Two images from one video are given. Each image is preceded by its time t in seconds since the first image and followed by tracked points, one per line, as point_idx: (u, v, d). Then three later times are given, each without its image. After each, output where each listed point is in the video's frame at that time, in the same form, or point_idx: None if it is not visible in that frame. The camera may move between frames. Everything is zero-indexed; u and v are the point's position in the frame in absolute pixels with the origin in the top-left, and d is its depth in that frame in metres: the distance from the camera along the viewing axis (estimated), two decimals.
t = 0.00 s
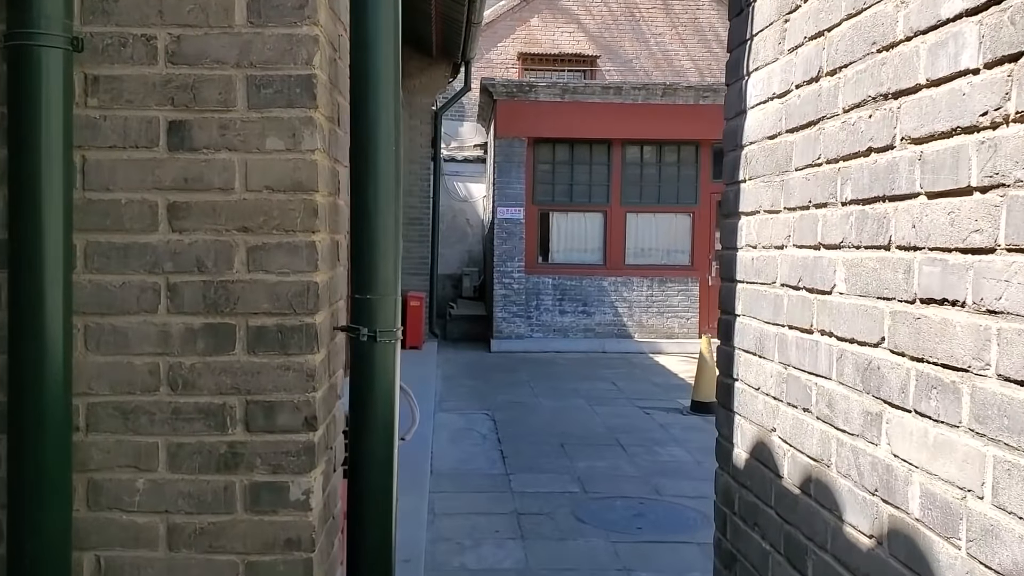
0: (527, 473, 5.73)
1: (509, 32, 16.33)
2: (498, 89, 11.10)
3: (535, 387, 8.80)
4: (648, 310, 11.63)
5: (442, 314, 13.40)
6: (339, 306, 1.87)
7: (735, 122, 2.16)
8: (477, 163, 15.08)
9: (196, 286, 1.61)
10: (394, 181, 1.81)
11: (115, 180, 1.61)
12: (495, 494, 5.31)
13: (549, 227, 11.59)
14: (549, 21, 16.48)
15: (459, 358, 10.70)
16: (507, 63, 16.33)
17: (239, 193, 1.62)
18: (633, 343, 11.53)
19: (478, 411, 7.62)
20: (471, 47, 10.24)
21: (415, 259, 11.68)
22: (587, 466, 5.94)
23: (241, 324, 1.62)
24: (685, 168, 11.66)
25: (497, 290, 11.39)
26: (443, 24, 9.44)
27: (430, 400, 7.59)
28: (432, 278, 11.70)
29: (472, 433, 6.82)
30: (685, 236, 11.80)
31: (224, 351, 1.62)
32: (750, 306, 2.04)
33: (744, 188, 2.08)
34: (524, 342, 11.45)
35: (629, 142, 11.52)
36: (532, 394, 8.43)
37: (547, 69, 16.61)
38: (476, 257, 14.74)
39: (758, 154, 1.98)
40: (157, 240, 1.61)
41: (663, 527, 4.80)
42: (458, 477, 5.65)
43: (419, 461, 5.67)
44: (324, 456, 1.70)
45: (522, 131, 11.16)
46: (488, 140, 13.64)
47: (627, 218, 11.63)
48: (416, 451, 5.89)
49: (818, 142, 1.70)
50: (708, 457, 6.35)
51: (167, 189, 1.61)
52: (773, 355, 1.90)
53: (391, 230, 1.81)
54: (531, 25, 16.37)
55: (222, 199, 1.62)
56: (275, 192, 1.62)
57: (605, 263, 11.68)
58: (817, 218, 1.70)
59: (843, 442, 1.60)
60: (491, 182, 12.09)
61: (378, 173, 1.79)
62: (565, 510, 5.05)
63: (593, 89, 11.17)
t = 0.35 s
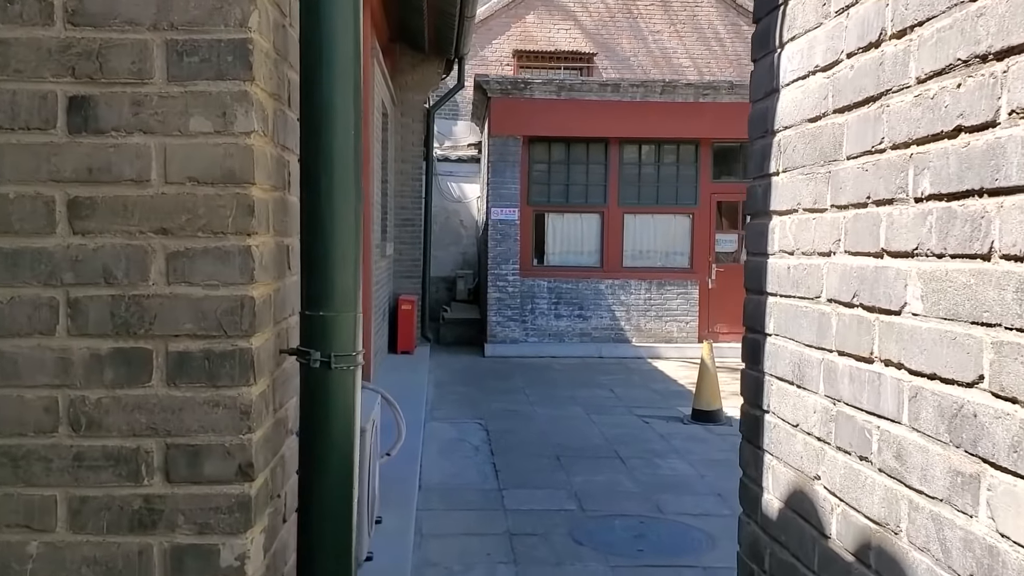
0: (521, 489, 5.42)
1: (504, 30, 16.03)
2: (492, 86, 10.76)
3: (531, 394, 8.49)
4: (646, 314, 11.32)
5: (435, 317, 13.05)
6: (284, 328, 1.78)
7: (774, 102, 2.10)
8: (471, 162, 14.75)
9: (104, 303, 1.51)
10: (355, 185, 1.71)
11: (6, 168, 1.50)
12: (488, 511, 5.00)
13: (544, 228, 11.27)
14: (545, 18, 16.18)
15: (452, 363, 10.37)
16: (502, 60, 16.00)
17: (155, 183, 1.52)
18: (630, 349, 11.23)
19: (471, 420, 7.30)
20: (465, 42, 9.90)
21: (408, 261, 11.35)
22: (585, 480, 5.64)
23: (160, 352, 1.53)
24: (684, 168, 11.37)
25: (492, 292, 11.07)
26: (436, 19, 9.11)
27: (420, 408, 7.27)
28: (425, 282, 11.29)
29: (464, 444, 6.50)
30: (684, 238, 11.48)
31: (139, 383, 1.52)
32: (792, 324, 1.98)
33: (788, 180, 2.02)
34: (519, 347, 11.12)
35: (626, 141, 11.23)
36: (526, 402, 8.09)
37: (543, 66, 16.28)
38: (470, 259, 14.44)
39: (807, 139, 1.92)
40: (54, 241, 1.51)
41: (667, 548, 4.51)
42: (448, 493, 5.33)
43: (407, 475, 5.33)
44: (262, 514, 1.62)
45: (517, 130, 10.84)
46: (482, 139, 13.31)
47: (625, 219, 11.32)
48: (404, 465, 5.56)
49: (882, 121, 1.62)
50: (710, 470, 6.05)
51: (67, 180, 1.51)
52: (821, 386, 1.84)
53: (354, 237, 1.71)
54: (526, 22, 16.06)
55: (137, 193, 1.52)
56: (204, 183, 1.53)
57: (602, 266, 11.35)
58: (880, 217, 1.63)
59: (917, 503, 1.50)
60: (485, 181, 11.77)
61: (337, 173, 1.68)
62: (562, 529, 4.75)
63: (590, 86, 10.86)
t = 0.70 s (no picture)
0: (518, 503, 5.10)
1: (498, 26, 15.74)
2: (486, 81, 10.43)
3: (526, 399, 8.17)
4: (644, 316, 11.02)
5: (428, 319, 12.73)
6: (223, 342, 1.63)
7: (839, 57, 1.99)
8: (465, 162, 14.44)
9: None
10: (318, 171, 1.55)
11: None
12: (483, 528, 4.68)
13: (540, 228, 10.97)
14: (540, 14, 15.87)
15: (445, 366, 10.05)
16: (497, 57, 15.68)
17: (48, 154, 1.38)
18: (628, 351, 10.93)
19: (464, 427, 6.99)
20: (458, 37, 9.58)
21: (399, 262, 11.03)
22: (585, 492, 5.34)
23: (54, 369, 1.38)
24: (683, 166, 11.07)
25: (486, 294, 10.74)
26: (428, 12, 8.77)
27: (411, 414, 6.95)
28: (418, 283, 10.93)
29: (457, 453, 6.18)
30: (683, 238, 11.17)
31: (27, 414, 1.37)
32: (872, 336, 1.84)
33: (865, 151, 1.89)
34: (513, 350, 10.80)
35: (625, 138, 10.94)
36: (521, 408, 7.77)
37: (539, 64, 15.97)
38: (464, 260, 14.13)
39: (893, 99, 1.77)
40: None
41: (675, 568, 4.20)
42: (440, 507, 5.01)
43: (397, 489, 5.01)
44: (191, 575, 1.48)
45: (512, 127, 10.52)
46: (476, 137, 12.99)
47: (623, 219, 11.01)
48: (393, 478, 5.24)
49: (1013, 69, 1.42)
50: (716, 481, 5.74)
51: None
52: (916, 417, 1.68)
53: (315, 229, 1.54)
54: (521, 18, 15.77)
55: (23, 164, 1.38)
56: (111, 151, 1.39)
57: (600, 266, 11.04)
58: (1011, 193, 1.43)
59: None
60: (479, 180, 11.47)
61: (298, 156, 1.51)
62: (562, 547, 4.44)
63: (587, 82, 10.55)
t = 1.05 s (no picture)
0: (504, 518, 4.80)
1: (485, 20, 15.45)
2: (472, 76, 10.12)
3: (513, 403, 7.88)
4: (634, 317, 10.75)
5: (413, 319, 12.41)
6: (98, 323, 1.61)
7: (912, 14, 1.84)
8: (451, 158, 14.13)
9: None
10: (221, 154, 1.60)
11: None
12: (468, 547, 4.39)
13: (528, 226, 10.68)
14: (527, 8, 15.61)
15: (429, 369, 9.74)
16: (483, 51, 15.38)
17: None
18: (618, 352, 10.65)
19: (448, 434, 6.69)
20: (443, 30, 9.28)
21: (383, 261, 10.72)
22: (575, 505, 5.05)
23: None
24: (674, 163, 10.79)
25: (472, 294, 10.44)
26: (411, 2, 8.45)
27: (392, 420, 6.63)
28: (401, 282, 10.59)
29: (440, 463, 5.88)
30: (674, 236, 10.90)
31: None
32: (962, 372, 1.64)
33: (951, 129, 1.70)
34: (500, 351, 10.50)
35: (614, 135, 10.66)
36: (507, 413, 7.47)
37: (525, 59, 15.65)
38: (450, 259, 13.83)
39: (992, 59, 1.59)
40: None
41: None
42: (421, 524, 4.71)
43: (379, 502, 4.71)
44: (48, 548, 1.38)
45: (500, 122, 10.22)
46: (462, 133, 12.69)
47: (613, 217, 10.74)
48: (371, 491, 4.94)
49: None
50: (712, 492, 5.45)
51: None
52: (1018, 485, 1.49)
53: (212, 214, 1.60)
54: (508, 12, 15.50)
55: None
56: None
57: (589, 266, 10.76)
58: None
59: None
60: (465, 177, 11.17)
61: (193, 138, 1.56)
62: (551, 568, 4.14)
63: (576, 76, 10.26)
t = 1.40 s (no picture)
0: (487, 536, 4.54)
1: (472, 17, 15.20)
2: (457, 71, 9.84)
3: (498, 409, 7.61)
4: (624, 319, 10.49)
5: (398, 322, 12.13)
6: None
7: None
8: (437, 157, 13.83)
9: None
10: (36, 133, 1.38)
11: None
12: (447, 568, 4.11)
13: (515, 226, 10.42)
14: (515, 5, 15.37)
15: (414, 373, 9.46)
16: (470, 48, 15.11)
17: None
18: (608, 355, 10.38)
19: (430, 442, 6.41)
20: (427, 25, 9.02)
21: (367, 262, 10.43)
22: (563, 521, 4.78)
23: None
24: (664, 162, 10.54)
25: (457, 296, 10.16)
26: None
27: (373, 429, 6.36)
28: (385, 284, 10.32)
29: (421, 474, 5.61)
30: (665, 236, 10.65)
31: None
32: None
33: None
34: (486, 354, 10.23)
35: (603, 132, 10.41)
36: (493, 420, 7.19)
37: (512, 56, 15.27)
38: (436, 260, 13.56)
39: None
40: None
41: None
42: (398, 542, 4.42)
43: (355, 518, 4.43)
44: None
45: (486, 119, 9.96)
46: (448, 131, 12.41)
47: (602, 216, 10.48)
48: (347, 505, 4.66)
49: None
50: (707, 505, 5.20)
51: None
52: None
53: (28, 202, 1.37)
54: (495, 9, 15.28)
55: None
56: None
57: (577, 267, 10.50)
58: None
59: None
60: (451, 176, 10.90)
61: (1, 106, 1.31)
62: None
63: (564, 72, 10.00)
